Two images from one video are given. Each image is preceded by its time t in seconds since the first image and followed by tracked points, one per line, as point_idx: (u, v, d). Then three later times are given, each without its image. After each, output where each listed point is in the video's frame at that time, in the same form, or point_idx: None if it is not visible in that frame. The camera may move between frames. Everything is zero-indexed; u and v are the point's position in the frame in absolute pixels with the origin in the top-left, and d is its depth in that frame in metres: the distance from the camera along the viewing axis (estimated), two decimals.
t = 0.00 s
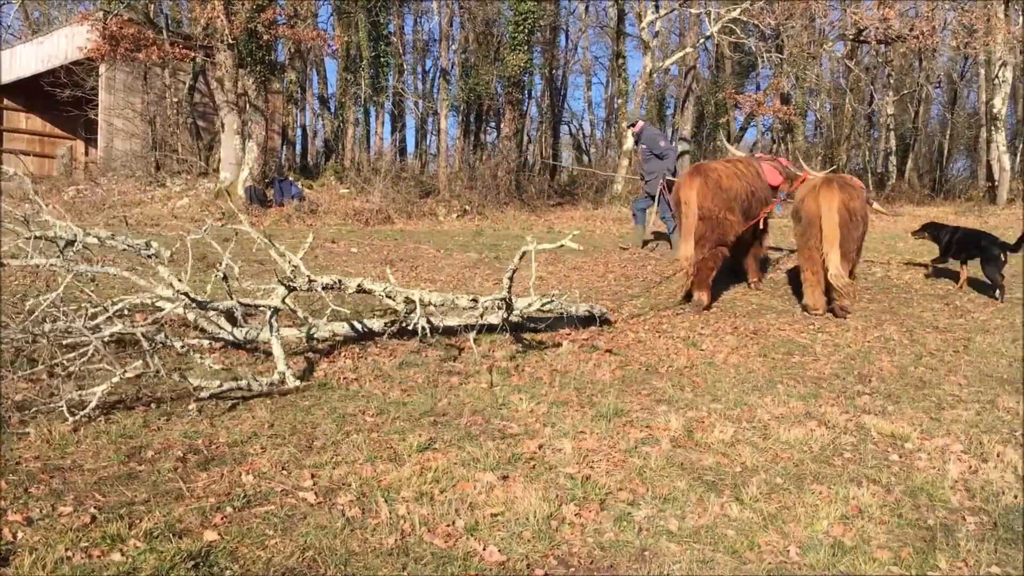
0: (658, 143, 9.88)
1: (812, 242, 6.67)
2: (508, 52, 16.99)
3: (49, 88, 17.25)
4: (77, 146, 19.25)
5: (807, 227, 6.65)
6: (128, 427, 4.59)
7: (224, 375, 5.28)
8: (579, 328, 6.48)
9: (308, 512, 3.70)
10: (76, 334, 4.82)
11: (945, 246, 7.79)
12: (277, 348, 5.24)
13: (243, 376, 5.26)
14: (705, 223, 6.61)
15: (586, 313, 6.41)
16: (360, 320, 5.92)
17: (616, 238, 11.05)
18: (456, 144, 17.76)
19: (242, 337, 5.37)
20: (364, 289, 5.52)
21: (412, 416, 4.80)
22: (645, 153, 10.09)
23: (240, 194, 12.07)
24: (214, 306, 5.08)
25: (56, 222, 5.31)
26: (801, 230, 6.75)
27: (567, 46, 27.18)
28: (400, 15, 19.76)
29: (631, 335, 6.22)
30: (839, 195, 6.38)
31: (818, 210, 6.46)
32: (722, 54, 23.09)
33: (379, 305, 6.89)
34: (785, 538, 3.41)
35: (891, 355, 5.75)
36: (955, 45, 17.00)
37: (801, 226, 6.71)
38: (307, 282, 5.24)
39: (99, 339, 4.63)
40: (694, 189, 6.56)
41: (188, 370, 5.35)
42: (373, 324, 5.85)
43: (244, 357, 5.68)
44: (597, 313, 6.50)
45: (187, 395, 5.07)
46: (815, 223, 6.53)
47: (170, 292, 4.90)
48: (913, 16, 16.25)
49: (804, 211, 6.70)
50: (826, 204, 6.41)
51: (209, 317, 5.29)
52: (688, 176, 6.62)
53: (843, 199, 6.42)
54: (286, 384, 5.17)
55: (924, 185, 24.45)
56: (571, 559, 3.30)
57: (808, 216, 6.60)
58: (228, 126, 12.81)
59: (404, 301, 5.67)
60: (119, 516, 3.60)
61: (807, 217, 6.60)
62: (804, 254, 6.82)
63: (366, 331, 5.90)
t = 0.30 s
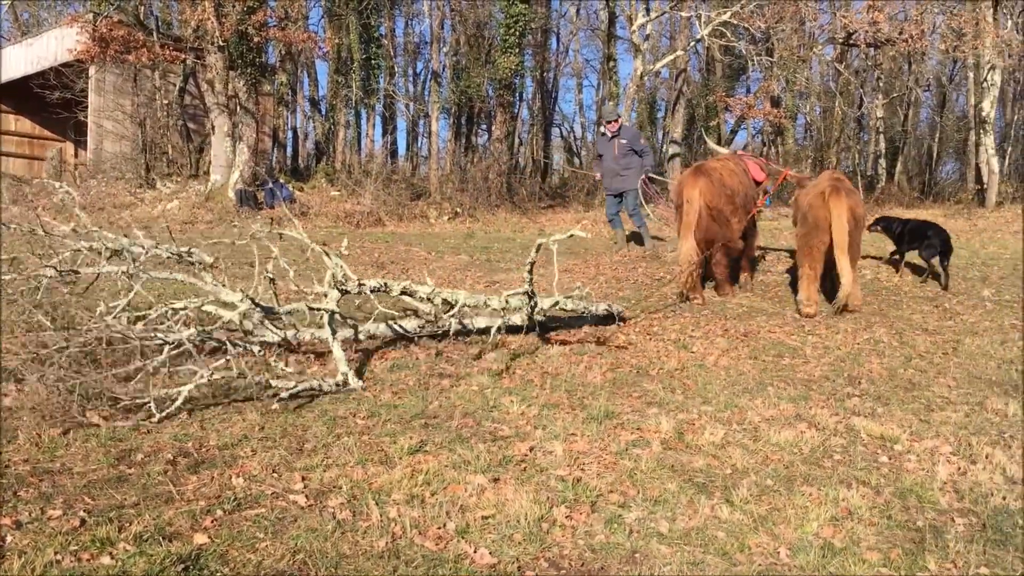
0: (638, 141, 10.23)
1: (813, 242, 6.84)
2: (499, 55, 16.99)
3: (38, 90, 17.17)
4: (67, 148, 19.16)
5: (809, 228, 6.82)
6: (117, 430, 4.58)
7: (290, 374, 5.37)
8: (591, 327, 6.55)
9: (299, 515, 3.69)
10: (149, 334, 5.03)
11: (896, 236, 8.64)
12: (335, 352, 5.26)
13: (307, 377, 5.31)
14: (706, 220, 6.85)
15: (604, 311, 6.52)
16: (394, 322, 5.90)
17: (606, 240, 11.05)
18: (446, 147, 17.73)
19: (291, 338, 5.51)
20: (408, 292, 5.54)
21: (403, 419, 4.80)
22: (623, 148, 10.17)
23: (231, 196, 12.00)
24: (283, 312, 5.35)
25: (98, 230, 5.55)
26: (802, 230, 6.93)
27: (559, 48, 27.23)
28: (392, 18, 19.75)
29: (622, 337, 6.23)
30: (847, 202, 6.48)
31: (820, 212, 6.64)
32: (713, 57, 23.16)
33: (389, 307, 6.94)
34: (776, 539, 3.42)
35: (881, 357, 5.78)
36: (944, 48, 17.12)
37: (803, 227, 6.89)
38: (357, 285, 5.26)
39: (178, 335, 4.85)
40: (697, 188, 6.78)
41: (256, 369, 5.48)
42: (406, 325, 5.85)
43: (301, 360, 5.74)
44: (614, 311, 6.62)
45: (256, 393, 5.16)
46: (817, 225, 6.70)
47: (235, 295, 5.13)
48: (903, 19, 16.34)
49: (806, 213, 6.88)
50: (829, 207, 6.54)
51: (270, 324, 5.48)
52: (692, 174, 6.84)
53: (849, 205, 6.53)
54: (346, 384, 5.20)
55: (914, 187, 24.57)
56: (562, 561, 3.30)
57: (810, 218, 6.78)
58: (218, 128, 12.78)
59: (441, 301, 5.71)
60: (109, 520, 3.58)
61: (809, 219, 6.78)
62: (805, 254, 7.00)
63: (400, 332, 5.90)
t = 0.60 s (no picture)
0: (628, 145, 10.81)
1: (819, 243, 7.06)
2: (496, 58, 16.97)
3: (35, 94, 17.15)
4: (64, 152, 19.13)
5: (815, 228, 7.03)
6: (115, 434, 4.56)
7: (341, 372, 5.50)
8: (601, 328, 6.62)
9: (296, 519, 3.69)
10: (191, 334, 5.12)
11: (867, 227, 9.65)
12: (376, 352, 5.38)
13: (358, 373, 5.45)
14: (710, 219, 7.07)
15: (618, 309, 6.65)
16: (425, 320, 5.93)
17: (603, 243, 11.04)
18: (443, 150, 17.70)
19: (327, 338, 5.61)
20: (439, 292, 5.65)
21: (400, 423, 4.79)
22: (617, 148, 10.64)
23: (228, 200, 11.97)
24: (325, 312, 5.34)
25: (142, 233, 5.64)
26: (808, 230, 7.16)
27: (556, 51, 27.25)
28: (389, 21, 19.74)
29: (620, 341, 6.21)
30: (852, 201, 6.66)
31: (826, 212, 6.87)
32: (710, 60, 23.19)
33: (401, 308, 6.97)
34: (773, 542, 3.42)
35: (878, 360, 5.78)
36: (941, 51, 17.17)
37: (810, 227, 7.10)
38: (393, 286, 5.39)
39: (243, 335, 5.04)
40: (700, 188, 7.04)
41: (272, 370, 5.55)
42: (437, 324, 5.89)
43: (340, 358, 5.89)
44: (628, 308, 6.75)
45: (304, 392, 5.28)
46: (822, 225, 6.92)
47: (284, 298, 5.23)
48: (900, 22, 16.37)
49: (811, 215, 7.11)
50: (835, 206, 6.77)
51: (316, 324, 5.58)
52: (694, 176, 7.11)
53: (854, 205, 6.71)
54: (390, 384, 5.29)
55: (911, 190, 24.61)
56: (560, 565, 3.29)
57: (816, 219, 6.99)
58: (216, 132, 12.79)
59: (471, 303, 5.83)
60: (105, 524, 3.57)
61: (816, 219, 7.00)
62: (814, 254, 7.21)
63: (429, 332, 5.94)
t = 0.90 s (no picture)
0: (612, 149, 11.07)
1: (824, 240, 7.43)
2: (498, 63, 16.97)
3: (38, 100, 17.19)
4: (66, 157, 19.17)
5: (821, 226, 7.40)
6: (116, 439, 4.56)
7: (373, 373, 5.50)
8: (605, 330, 6.64)
9: (298, 523, 3.68)
10: (216, 338, 5.20)
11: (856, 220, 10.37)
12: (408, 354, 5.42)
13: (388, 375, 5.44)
14: (718, 223, 7.24)
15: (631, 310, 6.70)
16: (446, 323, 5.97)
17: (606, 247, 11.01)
18: (445, 154, 17.70)
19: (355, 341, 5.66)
20: (464, 294, 5.80)
21: (402, 427, 4.79)
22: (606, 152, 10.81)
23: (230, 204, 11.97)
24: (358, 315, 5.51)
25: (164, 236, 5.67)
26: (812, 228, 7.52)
27: (558, 56, 27.28)
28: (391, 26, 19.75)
29: (622, 346, 6.18)
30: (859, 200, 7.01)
31: (833, 211, 7.24)
32: (712, 64, 23.20)
33: (410, 311, 6.98)
34: (776, 547, 3.41)
35: (882, 364, 5.77)
36: (942, 54, 17.18)
37: (815, 225, 7.46)
38: (420, 288, 5.51)
39: (279, 336, 5.12)
40: (708, 193, 7.20)
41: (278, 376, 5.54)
42: (459, 327, 5.92)
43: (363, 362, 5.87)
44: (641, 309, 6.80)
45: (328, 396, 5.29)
46: (829, 223, 7.29)
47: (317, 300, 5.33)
48: (901, 26, 16.37)
49: (815, 214, 7.47)
50: (842, 206, 7.16)
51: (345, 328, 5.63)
52: (703, 181, 7.27)
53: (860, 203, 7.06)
54: (422, 387, 5.27)
55: (913, 194, 24.58)
56: (563, 570, 3.28)
57: (822, 217, 7.36)
58: (218, 137, 12.64)
59: (493, 303, 5.95)
60: (107, 529, 3.57)
61: (822, 217, 7.36)
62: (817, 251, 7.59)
63: (450, 335, 5.96)
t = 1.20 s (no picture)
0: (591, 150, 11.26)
1: (824, 237, 7.56)
2: (501, 70, 17.00)
3: (42, 107, 17.24)
4: (71, 165, 19.22)
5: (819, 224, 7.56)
6: (122, 446, 4.56)
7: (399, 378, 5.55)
8: (614, 335, 6.64)
9: (303, 531, 3.67)
10: (235, 345, 5.22)
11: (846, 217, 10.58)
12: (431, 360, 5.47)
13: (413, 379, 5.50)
14: (716, 224, 7.40)
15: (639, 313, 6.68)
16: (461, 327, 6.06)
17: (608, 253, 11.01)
18: (449, 161, 17.74)
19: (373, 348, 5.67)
20: (482, 301, 5.81)
21: (407, 434, 4.78)
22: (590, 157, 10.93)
23: (235, 212, 11.97)
24: (383, 323, 5.58)
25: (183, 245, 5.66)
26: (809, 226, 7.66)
27: (561, 62, 27.36)
28: (395, 33, 19.80)
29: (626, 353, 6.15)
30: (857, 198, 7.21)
31: (834, 207, 7.44)
32: (714, 70, 23.24)
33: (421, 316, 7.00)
34: (783, 555, 3.40)
35: (887, 370, 5.76)
36: (945, 60, 17.20)
37: (813, 222, 7.60)
38: (440, 294, 5.61)
39: (302, 344, 5.13)
40: (706, 195, 7.38)
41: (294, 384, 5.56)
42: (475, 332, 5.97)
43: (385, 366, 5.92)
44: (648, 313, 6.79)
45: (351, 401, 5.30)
46: (830, 219, 7.44)
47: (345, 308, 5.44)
48: (904, 32, 16.38)
49: (813, 211, 7.64)
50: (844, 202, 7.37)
51: (369, 336, 5.69)
52: (700, 184, 7.45)
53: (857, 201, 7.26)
54: (448, 391, 5.35)
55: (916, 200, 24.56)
56: None
57: (822, 214, 7.52)
58: (222, 144, 12.51)
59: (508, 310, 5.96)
60: (113, 537, 3.56)
61: (822, 214, 7.51)
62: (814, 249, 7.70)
63: (465, 339, 6.05)
